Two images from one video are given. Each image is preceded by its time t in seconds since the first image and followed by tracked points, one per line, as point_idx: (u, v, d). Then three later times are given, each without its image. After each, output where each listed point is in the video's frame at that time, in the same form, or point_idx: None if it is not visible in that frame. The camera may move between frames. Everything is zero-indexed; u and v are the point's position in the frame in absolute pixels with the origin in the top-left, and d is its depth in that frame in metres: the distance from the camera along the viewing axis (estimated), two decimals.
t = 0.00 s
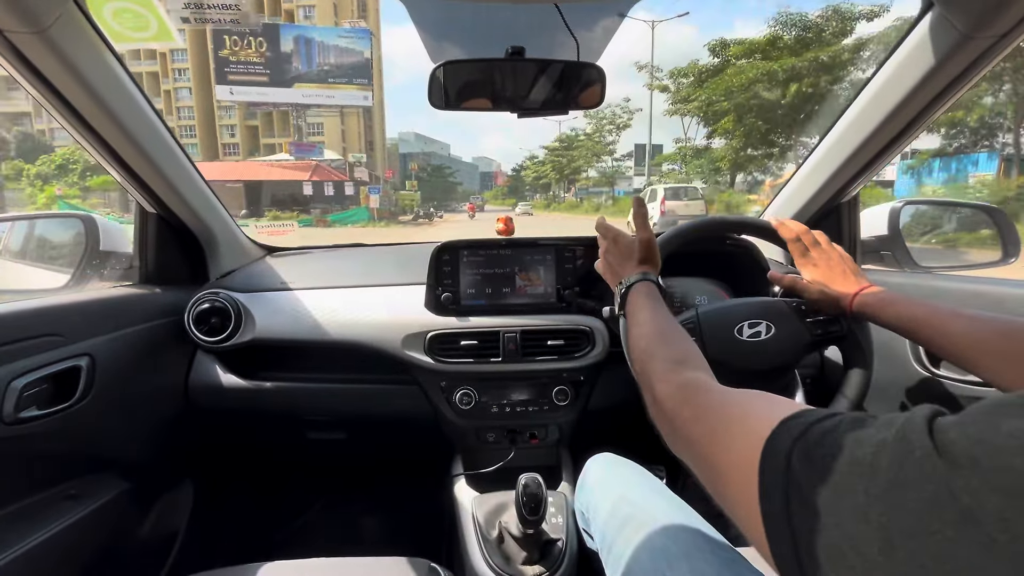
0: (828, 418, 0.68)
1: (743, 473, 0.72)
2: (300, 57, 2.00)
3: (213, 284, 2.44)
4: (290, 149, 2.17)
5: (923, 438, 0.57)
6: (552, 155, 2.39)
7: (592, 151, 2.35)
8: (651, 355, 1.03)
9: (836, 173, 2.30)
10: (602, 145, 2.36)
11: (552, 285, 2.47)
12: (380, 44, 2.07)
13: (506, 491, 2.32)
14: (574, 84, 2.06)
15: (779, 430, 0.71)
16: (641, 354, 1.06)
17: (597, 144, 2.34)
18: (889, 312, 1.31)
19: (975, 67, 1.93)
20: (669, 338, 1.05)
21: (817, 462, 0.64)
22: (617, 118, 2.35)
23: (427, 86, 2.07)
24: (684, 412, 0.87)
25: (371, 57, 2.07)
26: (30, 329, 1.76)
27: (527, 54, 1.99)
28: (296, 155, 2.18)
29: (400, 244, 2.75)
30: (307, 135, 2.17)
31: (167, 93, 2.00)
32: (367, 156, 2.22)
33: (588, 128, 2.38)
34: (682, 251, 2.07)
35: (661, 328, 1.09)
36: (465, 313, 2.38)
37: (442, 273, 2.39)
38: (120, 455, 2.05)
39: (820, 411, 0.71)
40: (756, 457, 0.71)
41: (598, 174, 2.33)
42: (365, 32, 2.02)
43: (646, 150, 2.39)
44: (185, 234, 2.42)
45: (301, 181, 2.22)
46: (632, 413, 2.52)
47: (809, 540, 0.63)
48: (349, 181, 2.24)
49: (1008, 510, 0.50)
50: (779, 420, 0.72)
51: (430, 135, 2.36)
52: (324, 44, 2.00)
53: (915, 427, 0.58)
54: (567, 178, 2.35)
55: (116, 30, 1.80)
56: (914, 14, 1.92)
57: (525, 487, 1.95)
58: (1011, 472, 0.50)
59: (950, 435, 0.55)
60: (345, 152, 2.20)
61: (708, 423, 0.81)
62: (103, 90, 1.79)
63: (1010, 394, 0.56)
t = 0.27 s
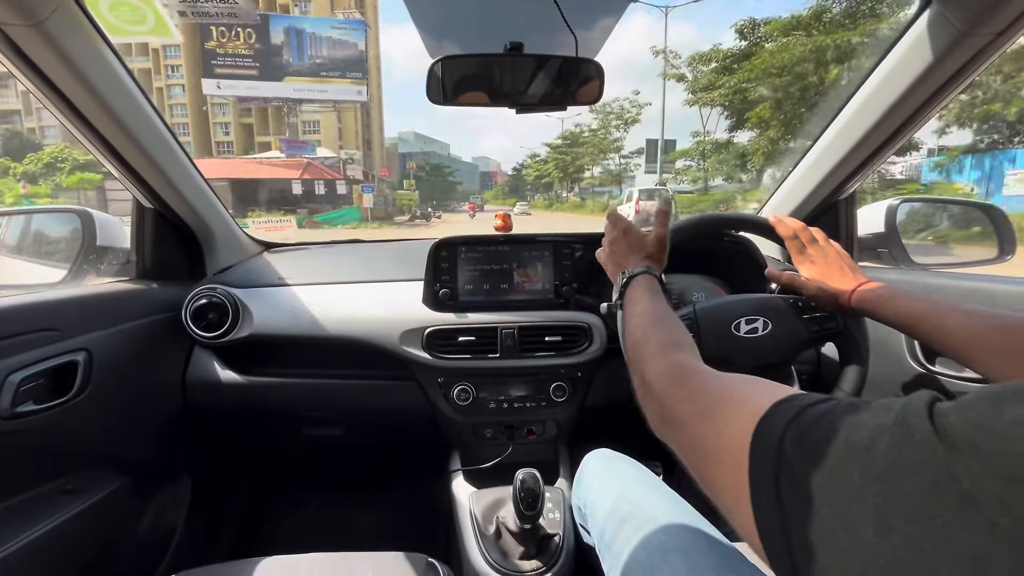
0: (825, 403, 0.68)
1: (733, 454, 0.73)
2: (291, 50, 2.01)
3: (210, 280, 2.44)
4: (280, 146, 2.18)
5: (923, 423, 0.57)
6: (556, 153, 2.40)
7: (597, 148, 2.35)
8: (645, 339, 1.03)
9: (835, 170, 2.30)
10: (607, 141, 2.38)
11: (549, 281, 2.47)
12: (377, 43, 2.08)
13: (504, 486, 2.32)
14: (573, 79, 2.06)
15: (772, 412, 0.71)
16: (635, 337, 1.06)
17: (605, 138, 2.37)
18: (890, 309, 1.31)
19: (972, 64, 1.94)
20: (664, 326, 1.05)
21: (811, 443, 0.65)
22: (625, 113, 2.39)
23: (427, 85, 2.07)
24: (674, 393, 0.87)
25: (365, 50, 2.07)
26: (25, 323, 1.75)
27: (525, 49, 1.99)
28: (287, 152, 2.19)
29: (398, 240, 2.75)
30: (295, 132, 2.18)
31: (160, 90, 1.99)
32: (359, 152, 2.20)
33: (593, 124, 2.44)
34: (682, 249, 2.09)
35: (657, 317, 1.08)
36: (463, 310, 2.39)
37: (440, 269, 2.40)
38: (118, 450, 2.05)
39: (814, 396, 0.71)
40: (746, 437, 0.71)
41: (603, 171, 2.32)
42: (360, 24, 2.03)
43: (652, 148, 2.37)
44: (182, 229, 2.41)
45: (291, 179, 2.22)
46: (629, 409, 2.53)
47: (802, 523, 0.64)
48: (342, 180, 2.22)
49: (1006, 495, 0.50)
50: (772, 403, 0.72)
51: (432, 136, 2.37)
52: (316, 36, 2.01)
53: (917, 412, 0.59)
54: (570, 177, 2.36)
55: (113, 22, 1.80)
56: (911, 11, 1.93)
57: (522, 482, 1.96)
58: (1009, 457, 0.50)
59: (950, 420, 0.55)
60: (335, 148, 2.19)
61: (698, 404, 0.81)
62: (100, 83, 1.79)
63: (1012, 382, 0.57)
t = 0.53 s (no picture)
0: (827, 386, 0.66)
1: (733, 438, 0.70)
2: (281, 41, 2.00)
3: (209, 280, 2.43)
4: (270, 143, 2.17)
5: (933, 411, 0.56)
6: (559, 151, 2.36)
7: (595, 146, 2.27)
8: (646, 314, 0.96)
9: (835, 168, 2.30)
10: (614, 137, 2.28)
11: (548, 281, 2.48)
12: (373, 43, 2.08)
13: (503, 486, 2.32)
14: (571, 79, 2.06)
15: (774, 398, 0.68)
16: (634, 312, 0.99)
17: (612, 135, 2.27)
18: (892, 309, 1.31)
19: (970, 63, 1.94)
20: (668, 302, 0.97)
21: (814, 427, 0.63)
22: (636, 107, 2.30)
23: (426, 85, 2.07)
24: (674, 373, 0.82)
25: (361, 45, 2.07)
26: (23, 323, 1.75)
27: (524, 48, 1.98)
28: (277, 149, 2.17)
29: (396, 240, 2.74)
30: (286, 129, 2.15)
31: (153, 86, 1.98)
32: (353, 150, 2.19)
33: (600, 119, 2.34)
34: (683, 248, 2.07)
35: (660, 292, 1.01)
36: (461, 310, 2.39)
37: (439, 269, 2.40)
38: (116, 452, 2.04)
39: (816, 379, 0.69)
40: (746, 421, 0.69)
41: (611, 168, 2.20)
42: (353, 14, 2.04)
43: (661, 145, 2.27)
44: (178, 228, 2.40)
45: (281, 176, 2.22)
46: (629, 408, 2.53)
47: (801, 507, 0.64)
48: (335, 177, 2.20)
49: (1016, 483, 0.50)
50: (774, 387, 0.70)
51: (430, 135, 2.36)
52: (307, 27, 2.00)
53: (924, 396, 0.58)
54: (575, 175, 2.28)
55: (111, 22, 1.80)
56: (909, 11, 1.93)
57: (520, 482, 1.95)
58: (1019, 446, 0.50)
59: (960, 408, 0.54)
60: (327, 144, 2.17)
61: (699, 386, 0.77)
62: (96, 83, 1.78)
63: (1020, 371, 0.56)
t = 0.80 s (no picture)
0: (841, 380, 0.67)
1: (747, 424, 0.70)
2: (271, 32, 2.01)
3: (210, 280, 2.43)
4: (261, 141, 2.17)
5: (944, 403, 0.56)
6: (564, 148, 2.38)
7: (602, 143, 2.32)
8: (666, 310, 0.98)
9: (835, 165, 2.30)
10: (624, 134, 2.31)
11: (550, 279, 2.47)
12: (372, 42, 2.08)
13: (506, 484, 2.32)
14: (571, 79, 2.07)
15: (789, 386, 0.69)
16: (654, 308, 1.01)
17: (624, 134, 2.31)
18: (894, 309, 1.30)
19: (968, 60, 1.94)
20: (683, 304, 0.99)
21: (827, 418, 0.63)
22: (647, 101, 2.31)
23: (425, 83, 2.08)
24: (691, 361, 0.83)
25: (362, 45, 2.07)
26: (25, 325, 1.75)
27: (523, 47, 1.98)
28: (269, 147, 2.17)
29: (397, 239, 2.74)
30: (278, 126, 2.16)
31: (147, 82, 1.96)
32: (345, 147, 2.18)
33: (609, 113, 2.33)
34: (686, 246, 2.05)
35: (675, 298, 1.03)
36: (463, 308, 2.38)
37: (439, 268, 2.39)
38: (119, 453, 2.05)
39: (831, 373, 0.70)
40: (761, 408, 0.69)
41: (621, 168, 2.33)
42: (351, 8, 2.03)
43: (677, 140, 2.35)
44: (180, 228, 2.40)
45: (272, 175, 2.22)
46: (631, 405, 2.53)
47: (809, 495, 0.64)
48: (327, 175, 2.21)
49: None
50: (789, 378, 0.71)
51: (432, 134, 2.38)
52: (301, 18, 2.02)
53: (937, 391, 0.58)
54: (581, 174, 2.36)
55: (110, 23, 1.79)
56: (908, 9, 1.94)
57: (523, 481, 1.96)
58: None
59: (970, 400, 0.54)
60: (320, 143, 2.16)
61: (715, 372, 0.78)
62: (95, 83, 1.78)
63: None
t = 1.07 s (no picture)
0: (841, 380, 0.67)
1: (743, 423, 0.71)
2: (260, 22, 1.99)
3: (211, 281, 2.44)
4: (251, 137, 2.19)
5: (946, 401, 0.56)
6: (570, 145, 2.40)
7: (598, 143, 2.38)
8: (668, 311, 0.98)
9: (834, 164, 2.31)
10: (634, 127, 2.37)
11: (550, 279, 2.47)
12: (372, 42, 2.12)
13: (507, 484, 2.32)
14: (570, 79, 2.07)
15: (785, 387, 0.69)
16: (656, 310, 1.01)
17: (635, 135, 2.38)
18: (894, 311, 1.31)
19: (968, 59, 1.94)
20: (684, 307, 1.00)
21: (825, 415, 0.63)
22: (663, 92, 2.43)
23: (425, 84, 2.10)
24: (691, 362, 0.83)
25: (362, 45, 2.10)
26: (29, 327, 1.76)
27: (522, 47, 1.98)
28: (258, 144, 2.20)
29: (397, 240, 2.75)
30: (270, 122, 2.19)
31: (141, 79, 1.94)
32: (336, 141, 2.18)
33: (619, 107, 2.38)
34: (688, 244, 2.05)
35: (677, 301, 1.03)
36: (464, 308, 2.39)
37: (440, 268, 2.40)
38: (121, 454, 2.05)
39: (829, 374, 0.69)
40: (756, 408, 0.70)
41: (634, 165, 2.39)
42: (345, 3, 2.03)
43: (699, 135, 2.43)
44: (181, 230, 2.41)
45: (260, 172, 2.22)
46: (632, 405, 2.53)
47: (805, 492, 0.64)
48: (318, 173, 2.22)
49: None
50: (786, 379, 0.71)
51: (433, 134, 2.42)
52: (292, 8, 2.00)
53: (939, 389, 0.57)
54: (587, 171, 2.39)
55: (111, 25, 1.80)
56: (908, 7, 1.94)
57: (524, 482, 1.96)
58: None
59: (972, 400, 0.54)
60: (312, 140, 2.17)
61: (713, 373, 0.78)
62: (96, 85, 1.78)
63: None
